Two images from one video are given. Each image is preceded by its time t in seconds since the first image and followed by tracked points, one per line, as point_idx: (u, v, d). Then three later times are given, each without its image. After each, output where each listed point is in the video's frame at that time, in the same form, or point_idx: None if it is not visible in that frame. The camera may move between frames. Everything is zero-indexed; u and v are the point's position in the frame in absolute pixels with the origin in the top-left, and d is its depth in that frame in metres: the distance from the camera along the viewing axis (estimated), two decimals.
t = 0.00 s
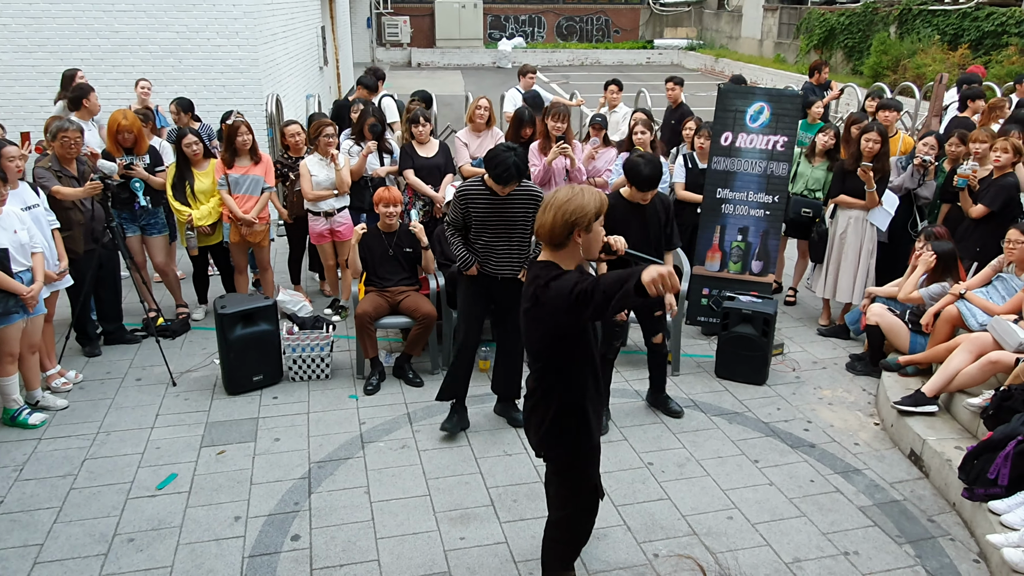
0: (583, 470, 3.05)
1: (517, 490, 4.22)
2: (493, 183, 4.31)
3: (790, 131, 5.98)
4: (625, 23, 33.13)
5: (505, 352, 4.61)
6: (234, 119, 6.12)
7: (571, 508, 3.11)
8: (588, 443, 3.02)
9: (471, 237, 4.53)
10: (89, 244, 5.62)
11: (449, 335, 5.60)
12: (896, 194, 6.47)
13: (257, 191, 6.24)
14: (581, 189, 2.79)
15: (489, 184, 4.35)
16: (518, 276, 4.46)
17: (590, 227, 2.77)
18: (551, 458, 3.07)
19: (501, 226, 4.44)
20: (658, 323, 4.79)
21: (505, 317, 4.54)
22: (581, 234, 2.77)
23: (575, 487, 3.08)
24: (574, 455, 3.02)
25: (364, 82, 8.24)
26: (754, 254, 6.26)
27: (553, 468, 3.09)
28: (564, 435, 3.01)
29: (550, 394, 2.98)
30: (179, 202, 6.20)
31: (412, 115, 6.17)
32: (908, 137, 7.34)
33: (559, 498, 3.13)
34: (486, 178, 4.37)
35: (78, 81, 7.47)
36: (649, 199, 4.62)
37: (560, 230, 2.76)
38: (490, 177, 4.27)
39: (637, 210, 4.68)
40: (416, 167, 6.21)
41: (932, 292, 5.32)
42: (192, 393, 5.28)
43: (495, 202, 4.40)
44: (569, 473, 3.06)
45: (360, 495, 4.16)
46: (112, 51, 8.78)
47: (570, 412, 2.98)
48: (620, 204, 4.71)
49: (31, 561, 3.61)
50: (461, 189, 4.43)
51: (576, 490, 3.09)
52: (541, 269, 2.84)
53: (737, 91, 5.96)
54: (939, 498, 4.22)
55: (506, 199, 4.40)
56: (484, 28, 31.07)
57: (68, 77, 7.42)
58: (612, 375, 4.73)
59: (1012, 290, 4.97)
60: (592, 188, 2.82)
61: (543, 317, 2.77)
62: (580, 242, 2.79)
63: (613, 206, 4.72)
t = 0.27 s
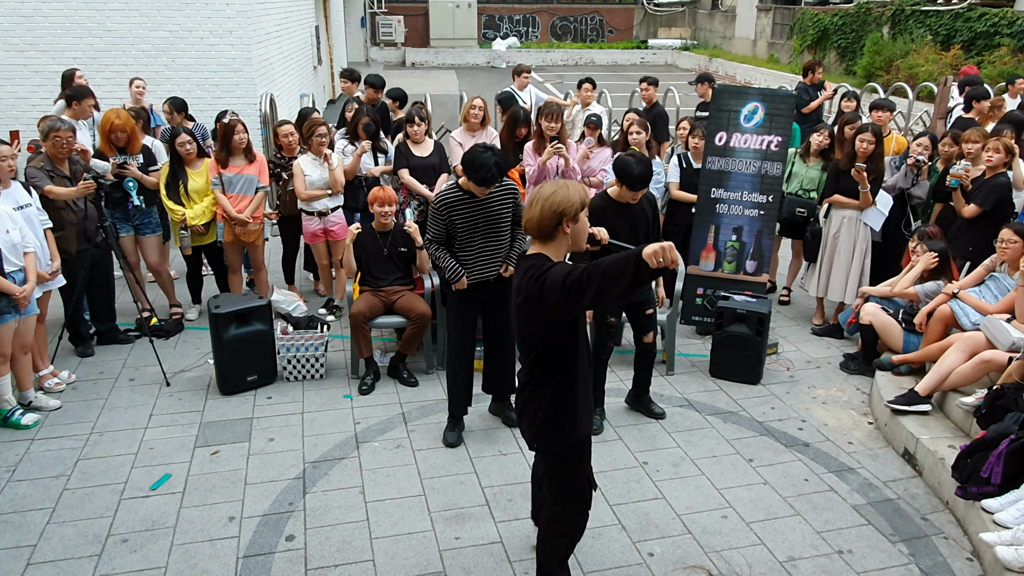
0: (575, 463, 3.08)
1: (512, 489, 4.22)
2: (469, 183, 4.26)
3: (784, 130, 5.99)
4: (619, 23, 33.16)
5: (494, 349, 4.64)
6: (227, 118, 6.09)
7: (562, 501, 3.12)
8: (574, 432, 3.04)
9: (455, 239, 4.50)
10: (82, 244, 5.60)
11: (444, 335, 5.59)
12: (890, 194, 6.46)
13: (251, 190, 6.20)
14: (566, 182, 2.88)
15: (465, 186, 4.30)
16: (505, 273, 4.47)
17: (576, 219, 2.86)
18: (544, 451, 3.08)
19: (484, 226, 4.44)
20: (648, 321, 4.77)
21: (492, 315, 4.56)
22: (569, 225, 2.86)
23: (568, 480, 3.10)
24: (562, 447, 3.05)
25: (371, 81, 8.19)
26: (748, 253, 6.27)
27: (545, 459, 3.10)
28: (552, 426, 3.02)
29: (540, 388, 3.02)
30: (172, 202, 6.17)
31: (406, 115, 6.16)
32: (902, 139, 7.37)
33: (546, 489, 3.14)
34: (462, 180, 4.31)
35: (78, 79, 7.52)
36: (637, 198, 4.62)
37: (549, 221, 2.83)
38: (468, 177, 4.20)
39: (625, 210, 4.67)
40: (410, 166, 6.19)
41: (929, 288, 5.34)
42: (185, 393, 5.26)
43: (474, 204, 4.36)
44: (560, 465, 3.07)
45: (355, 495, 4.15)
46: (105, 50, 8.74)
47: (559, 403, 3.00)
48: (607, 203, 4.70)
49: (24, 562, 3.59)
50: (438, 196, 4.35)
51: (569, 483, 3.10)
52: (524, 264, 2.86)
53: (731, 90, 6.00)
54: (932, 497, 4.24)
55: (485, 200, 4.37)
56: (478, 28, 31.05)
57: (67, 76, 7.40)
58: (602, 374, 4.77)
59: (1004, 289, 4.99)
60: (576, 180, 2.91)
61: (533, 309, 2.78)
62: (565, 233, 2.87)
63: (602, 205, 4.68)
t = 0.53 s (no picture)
0: (569, 447, 3.07)
1: (506, 489, 4.22)
2: (458, 183, 4.29)
3: (777, 130, 6.02)
4: (613, 23, 33.18)
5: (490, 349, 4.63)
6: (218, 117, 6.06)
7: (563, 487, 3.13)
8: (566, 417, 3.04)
9: (446, 240, 4.49)
10: (74, 243, 5.56)
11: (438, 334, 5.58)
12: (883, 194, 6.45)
13: (244, 189, 6.20)
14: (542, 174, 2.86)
15: (454, 186, 4.32)
16: (495, 273, 4.41)
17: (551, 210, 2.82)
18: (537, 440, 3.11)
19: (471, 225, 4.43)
20: (647, 320, 4.82)
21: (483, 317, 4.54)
22: (544, 217, 2.82)
23: (563, 467, 3.11)
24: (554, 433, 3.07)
25: (371, 79, 8.06)
26: (741, 253, 6.29)
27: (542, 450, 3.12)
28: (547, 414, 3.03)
29: (528, 374, 3.06)
30: (165, 200, 6.16)
31: (401, 114, 6.14)
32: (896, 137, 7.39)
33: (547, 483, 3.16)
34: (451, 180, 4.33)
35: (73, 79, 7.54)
36: (639, 197, 4.62)
37: (523, 214, 2.83)
38: (455, 177, 4.23)
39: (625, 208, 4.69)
40: (405, 165, 6.18)
41: (924, 287, 5.34)
42: (178, 392, 5.24)
43: (463, 203, 4.37)
44: (557, 451, 3.09)
45: (349, 495, 4.15)
46: (97, 48, 8.70)
47: (549, 390, 3.02)
48: (604, 201, 4.74)
49: (16, 563, 3.57)
50: (427, 196, 4.38)
51: (566, 469, 3.10)
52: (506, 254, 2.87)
53: (725, 90, 5.98)
54: (925, 495, 4.26)
55: (473, 198, 4.38)
56: (472, 27, 31.03)
57: (57, 78, 7.38)
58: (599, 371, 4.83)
59: (995, 288, 5.03)
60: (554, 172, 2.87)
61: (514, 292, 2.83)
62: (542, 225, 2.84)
63: (602, 203, 4.73)
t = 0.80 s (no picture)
0: (553, 437, 3.10)
1: (501, 487, 4.22)
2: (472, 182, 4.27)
3: (772, 129, 6.03)
4: (608, 22, 33.19)
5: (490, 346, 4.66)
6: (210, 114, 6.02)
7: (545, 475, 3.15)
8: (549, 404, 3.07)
9: (453, 237, 4.48)
10: (68, 242, 5.54)
11: (433, 332, 5.58)
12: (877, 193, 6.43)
13: (239, 188, 6.17)
14: (536, 167, 2.98)
15: (469, 184, 4.31)
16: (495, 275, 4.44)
17: (538, 201, 2.93)
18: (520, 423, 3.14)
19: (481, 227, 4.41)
20: (652, 317, 4.85)
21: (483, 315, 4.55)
22: (531, 208, 2.96)
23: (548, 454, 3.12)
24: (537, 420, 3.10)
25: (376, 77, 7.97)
26: (736, 251, 6.29)
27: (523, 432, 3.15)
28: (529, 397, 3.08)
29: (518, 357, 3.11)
30: (159, 199, 6.13)
31: (396, 112, 6.13)
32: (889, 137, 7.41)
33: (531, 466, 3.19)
34: (466, 178, 4.32)
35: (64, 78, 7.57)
36: (651, 193, 4.64)
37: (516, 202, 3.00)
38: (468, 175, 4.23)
39: (637, 205, 4.72)
40: (400, 164, 6.17)
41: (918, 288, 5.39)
42: (173, 392, 5.22)
43: (475, 201, 4.35)
44: (539, 437, 3.11)
45: (344, 494, 4.14)
46: (90, 46, 8.67)
47: (535, 377, 3.08)
48: (618, 197, 4.73)
49: (9, 562, 3.56)
50: (442, 192, 4.37)
51: (550, 457, 3.12)
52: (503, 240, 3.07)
53: (720, 89, 6.01)
54: (919, 493, 4.27)
55: (485, 199, 4.35)
56: (466, 25, 31.00)
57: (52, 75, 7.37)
58: (599, 368, 4.83)
59: (989, 287, 5.06)
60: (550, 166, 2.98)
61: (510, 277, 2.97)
62: (531, 215, 2.97)
63: (615, 199, 4.72)
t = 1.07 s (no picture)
0: (549, 447, 3.03)
1: (497, 486, 4.22)
2: (487, 179, 4.26)
3: (768, 128, 6.04)
4: (604, 20, 33.19)
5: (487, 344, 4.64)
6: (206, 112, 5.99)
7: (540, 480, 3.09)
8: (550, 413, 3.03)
9: (459, 233, 4.47)
10: (62, 241, 5.52)
11: (429, 331, 5.57)
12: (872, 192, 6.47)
13: (234, 186, 6.19)
14: (537, 168, 2.97)
15: (483, 181, 4.31)
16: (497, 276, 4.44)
17: (536, 203, 2.93)
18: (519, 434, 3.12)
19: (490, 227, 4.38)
20: (647, 315, 4.89)
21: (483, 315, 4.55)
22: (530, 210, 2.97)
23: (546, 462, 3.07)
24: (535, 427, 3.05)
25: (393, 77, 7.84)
26: (732, 250, 6.30)
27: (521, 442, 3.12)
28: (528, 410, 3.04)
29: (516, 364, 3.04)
30: (154, 198, 6.11)
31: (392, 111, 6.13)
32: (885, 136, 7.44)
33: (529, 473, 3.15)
34: (481, 174, 4.32)
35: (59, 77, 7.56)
36: (649, 191, 4.59)
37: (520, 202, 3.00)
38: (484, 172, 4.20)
39: (636, 204, 4.68)
40: (396, 163, 6.16)
41: (907, 292, 5.38)
42: (168, 391, 5.21)
43: (486, 199, 4.33)
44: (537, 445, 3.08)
45: (340, 493, 4.13)
46: (85, 45, 8.63)
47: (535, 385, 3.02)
48: (617, 198, 4.69)
49: (4, 563, 3.55)
50: (454, 187, 4.39)
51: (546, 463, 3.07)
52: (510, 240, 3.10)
53: (716, 88, 5.99)
54: (914, 491, 4.29)
55: (496, 198, 4.33)
56: (462, 24, 30.98)
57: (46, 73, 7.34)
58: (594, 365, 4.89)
59: (984, 286, 5.07)
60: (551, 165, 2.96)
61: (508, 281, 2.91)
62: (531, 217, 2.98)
63: (613, 198, 4.69)
